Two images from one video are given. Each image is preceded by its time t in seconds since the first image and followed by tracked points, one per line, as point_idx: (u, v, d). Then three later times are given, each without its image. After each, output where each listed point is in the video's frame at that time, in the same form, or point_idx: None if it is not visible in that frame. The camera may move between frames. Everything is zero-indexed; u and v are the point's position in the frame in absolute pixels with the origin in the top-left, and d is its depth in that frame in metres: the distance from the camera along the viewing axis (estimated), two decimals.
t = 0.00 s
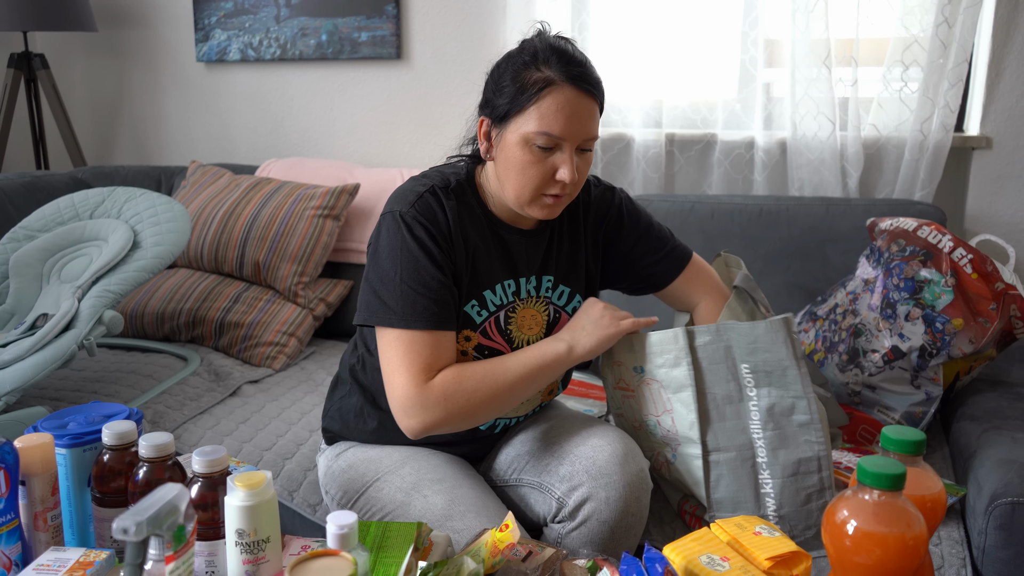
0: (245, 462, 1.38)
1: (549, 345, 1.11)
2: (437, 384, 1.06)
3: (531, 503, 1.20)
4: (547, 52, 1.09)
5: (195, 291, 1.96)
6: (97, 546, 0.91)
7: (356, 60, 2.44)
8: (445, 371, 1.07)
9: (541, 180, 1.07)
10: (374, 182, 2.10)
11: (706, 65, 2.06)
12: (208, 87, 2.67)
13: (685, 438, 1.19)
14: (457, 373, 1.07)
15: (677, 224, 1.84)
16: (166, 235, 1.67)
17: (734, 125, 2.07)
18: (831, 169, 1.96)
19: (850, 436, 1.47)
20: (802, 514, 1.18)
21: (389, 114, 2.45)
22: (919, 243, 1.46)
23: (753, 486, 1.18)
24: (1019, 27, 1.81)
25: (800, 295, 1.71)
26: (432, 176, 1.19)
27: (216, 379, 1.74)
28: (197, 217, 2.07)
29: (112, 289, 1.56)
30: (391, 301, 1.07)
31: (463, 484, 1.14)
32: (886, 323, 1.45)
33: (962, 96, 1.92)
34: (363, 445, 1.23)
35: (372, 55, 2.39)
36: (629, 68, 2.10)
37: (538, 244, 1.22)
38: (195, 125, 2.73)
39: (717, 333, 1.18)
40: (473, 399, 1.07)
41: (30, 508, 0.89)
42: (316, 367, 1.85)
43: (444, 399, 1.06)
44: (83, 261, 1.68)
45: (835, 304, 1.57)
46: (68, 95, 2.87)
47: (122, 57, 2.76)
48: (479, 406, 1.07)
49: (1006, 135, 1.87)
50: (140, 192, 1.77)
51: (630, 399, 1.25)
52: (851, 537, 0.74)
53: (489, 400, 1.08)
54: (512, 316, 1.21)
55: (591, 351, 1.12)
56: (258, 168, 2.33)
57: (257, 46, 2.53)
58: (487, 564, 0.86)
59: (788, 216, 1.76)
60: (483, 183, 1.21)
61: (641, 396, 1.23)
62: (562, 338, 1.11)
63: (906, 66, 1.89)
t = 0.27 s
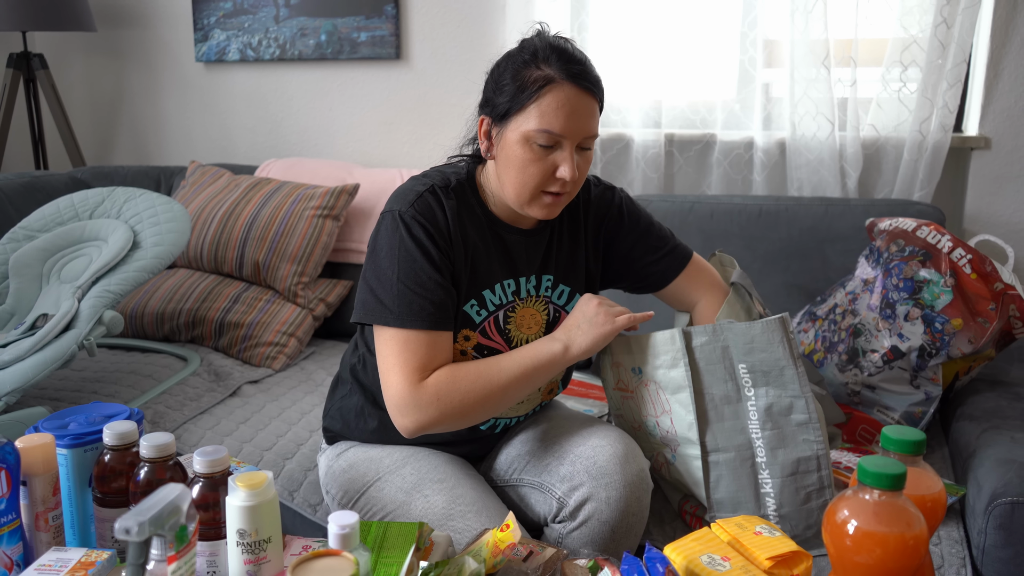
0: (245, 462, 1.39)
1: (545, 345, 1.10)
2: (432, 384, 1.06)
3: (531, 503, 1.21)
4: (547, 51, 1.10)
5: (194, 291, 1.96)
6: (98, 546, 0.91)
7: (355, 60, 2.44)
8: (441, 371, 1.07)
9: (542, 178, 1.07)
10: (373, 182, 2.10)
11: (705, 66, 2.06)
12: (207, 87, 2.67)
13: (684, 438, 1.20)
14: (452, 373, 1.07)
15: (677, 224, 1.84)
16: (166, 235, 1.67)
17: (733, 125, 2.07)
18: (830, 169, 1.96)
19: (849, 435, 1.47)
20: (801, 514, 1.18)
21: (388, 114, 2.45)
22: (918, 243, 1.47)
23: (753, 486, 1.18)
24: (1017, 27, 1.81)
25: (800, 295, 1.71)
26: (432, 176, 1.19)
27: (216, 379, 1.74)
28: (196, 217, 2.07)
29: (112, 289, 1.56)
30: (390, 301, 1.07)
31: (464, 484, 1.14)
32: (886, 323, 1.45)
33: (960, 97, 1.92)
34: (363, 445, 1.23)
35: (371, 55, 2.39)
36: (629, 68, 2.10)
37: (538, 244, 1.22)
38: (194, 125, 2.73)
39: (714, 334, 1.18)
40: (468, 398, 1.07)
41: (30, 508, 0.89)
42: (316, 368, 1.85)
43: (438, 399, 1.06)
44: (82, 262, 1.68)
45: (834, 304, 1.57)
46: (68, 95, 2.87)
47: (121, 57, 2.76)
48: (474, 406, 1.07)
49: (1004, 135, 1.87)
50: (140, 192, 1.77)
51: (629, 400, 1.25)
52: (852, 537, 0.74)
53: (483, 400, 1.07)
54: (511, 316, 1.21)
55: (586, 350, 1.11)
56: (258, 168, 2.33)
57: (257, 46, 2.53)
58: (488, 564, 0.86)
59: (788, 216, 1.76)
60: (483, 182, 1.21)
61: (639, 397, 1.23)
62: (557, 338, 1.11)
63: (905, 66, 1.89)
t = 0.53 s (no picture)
0: (245, 461, 1.38)
1: (546, 345, 1.10)
2: (433, 385, 1.06)
3: (532, 502, 1.20)
4: (545, 47, 1.09)
5: (194, 291, 1.95)
6: (98, 546, 0.91)
7: (355, 59, 2.43)
8: (441, 372, 1.07)
9: (543, 175, 1.07)
10: (373, 182, 2.09)
11: (705, 65, 2.06)
12: (207, 86, 2.67)
13: (685, 437, 1.19)
14: (453, 373, 1.07)
15: (677, 223, 1.83)
16: (166, 234, 1.66)
17: (734, 124, 2.07)
18: (831, 168, 1.96)
19: (850, 434, 1.47)
20: (802, 512, 1.18)
21: (388, 113, 2.44)
22: (919, 242, 1.47)
23: (754, 485, 1.18)
24: (1019, 26, 1.81)
25: (800, 294, 1.71)
26: (433, 176, 1.19)
27: (216, 378, 1.74)
28: (196, 216, 2.06)
29: (112, 289, 1.56)
30: (390, 301, 1.06)
31: (464, 483, 1.14)
32: (887, 322, 1.45)
33: (961, 96, 1.92)
34: (364, 444, 1.23)
35: (371, 54, 2.39)
36: (629, 67, 2.10)
37: (538, 244, 1.22)
38: (194, 124, 2.72)
39: (716, 332, 1.17)
40: (469, 399, 1.07)
41: (30, 507, 0.89)
42: (316, 367, 1.85)
43: (439, 399, 1.06)
44: (82, 261, 1.68)
45: (835, 302, 1.57)
46: (67, 94, 2.87)
47: (120, 56, 2.75)
48: (476, 406, 1.07)
49: (1005, 134, 1.87)
50: (140, 192, 1.77)
51: (630, 397, 1.26)
52: (853, 536, 0.74)
53: (484, 400, 1.07)
54: (512, 315, 1.21)
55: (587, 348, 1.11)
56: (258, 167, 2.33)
57: (256, 45, 2.52)
58: (489, 563, 0.86)
59: (788, 215, 1.76)
60: (484, 181, 1.20)
61: (641, 395, 1.23)
62: (557, 337, 1.11)
63: (905, 65, 1.89)
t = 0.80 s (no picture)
0: (245, 461, 1.38)
1: (542, 352, 1.07)
2: (425, 387, 1.05)
3: (532, 502, 1.20)
4: (547, 48, 1.09)
5: (193, 291, 1.95)
6: (97, 546, 0.90)
7: (354, 59, 2.43)
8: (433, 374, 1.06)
9: (543, 176, 1.07)
10: (373, 182, 2.09)
11: (705, 65, 2.06)
12: (206, 86, 2.67)
13: (685, 438, 1.20)
14: (446, 376, 1.06)
15: (677, 223, 1.83)
16: (166, 234, 1.66)
17: (733, 123, 2.07)
18: (830, 167, 1.96)
19: (850, 434, 1.46)
20: (802, 512, 1.17)
21: (388, 113, 2.44)
22: (919, 242, 1.47)
23: (753, 484, 1.18)
24: (1018, 25, 1.81)
25: (800, 294, 1.71)
26: (433, 175, 1.19)
27: (215, 378, 1.74)
28: (196, 216, 2.06)
29: (111, 289, 1.56)
30: (389, 301, 1.06)
31: (464, 483, 1.14)
32: (886, 322, 1.45)
33: (961, 95, 1.92)
34: (364, 443, 1.23)
35: (371, 54, 2.39)
36: (629, 67, 2.10)
37: (538, 244, 1.22)
38: (193, 124, 2.72)
39: (716, 334, 1.17)
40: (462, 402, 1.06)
41: (29, 507, 0.89)
42: (316, 367, 1.85)
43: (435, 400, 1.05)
44: (82, 261, 1.68)
45: (835, 302, 1.57)
46: (67, 94, 2.86)
47: (120, 56, 2.75)
48: (469, 410, 1.06)
49: (1005, 134, 1.87)
50: (139, 191, 1.77)
51: (630, 398, 1.26)
52: (853, 536, 0.74)
53: (479, 404, 1.06)
54: (512, 316, 1.21)
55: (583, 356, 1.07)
56: (257, 167, 2.33)
57: (256, 45, 2.52)
58: (489, 563, 0.86)
59: (788, 214, 1.76)
60: (484, 182, 1.20)
61: (642, 395, 1.23)
62: (556, 344, 1.07)
63: (905, 64, 1.89)
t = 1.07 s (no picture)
0: (245, 461, 1.38)
1: (537, 460, 0.85)
2: (421, 409, 0.97)
3: (532, 501, 1.20)
4: (546, 47, 1.09)
5: (194, 291, 1.95)
6: (98, 546, 0.91)
7: (355, 59, 2.43)
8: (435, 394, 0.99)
9: (543, 175, 1.07)
10: (373, 181, 2.09)
11: (706, 65, 2.06)
12: (207, 86, 2.67)
13: (680, 435, 1.20)
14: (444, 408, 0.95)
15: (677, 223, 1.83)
16: (166, 234, 1.66)
17: (733, 123, 2.07)
18: (830, 167, 1.96)
19: (850, 433, 1.47)
20: (801, 508, 1.18)
21: (388, 113, 2.44)
22: (919, 242, 1.47)
23: (753, 481, 1.18)
24: (1018, 25, 1.81)
25: (800, 293, 1.71)
26: (432, 178, 1.18)
27: (216, 378, 1.74)
28: (196, 216, 2.07)
29: (112, 289, 1.56)
30: (392, 306, 1.05)
31: (465, 483, 1.14)
32: (886, 322, 1.45)
33: (961, 95, 1.92)
34: (366, 442, 1.23)
35: (371, 54, 2.39)
36: (629, 67, 2.10)
37: (540, 241, 1.22)
38: (193, 124, 2.72)
39: (709, 329, 1.17)
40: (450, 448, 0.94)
41: (31, 507, 0.89)
42: (316, 367, 1.85)
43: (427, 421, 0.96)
44: (82, 261, 1.68)
45: (835, 302, 1.57)
46: (67, 94, 2.86)
47: (120, 56, 2.75)
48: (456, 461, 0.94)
49: (1005, 133, 1.87)
50: (140, 191, 1.77)
51: (629, 393, 1.26)
52: (854, 535, 0.74)
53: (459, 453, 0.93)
54: (516, 315, 1.21)
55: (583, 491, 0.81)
56: (257, 167, 2.33)
57: (256, 45, 2.52)
58: (490, 562, 0.86)
59: (788, 214, 1.76)
60: (483, 182, 1.20)
61: (638, 390, 1.24)
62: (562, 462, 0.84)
63: (905, 65, 1.89)
